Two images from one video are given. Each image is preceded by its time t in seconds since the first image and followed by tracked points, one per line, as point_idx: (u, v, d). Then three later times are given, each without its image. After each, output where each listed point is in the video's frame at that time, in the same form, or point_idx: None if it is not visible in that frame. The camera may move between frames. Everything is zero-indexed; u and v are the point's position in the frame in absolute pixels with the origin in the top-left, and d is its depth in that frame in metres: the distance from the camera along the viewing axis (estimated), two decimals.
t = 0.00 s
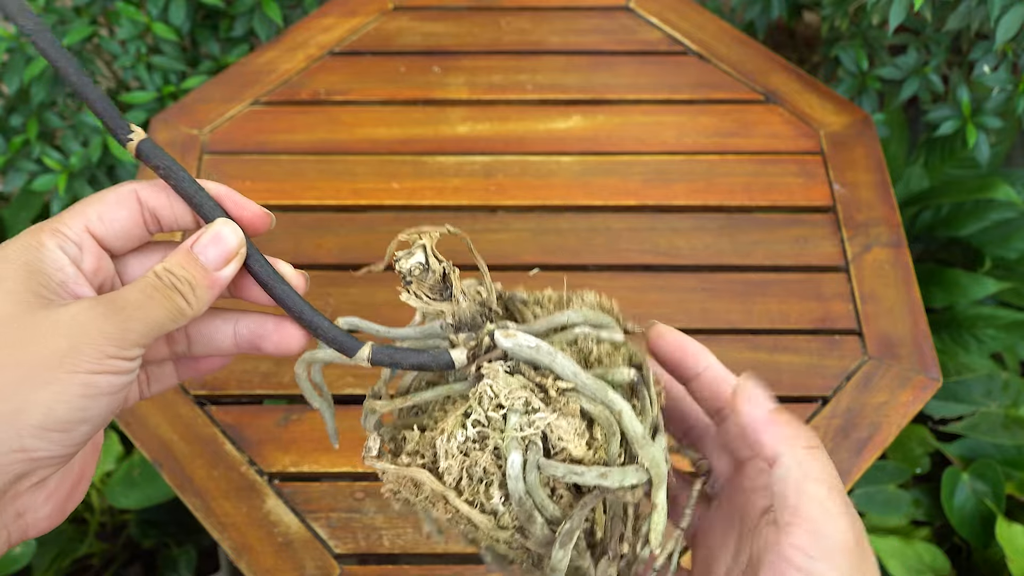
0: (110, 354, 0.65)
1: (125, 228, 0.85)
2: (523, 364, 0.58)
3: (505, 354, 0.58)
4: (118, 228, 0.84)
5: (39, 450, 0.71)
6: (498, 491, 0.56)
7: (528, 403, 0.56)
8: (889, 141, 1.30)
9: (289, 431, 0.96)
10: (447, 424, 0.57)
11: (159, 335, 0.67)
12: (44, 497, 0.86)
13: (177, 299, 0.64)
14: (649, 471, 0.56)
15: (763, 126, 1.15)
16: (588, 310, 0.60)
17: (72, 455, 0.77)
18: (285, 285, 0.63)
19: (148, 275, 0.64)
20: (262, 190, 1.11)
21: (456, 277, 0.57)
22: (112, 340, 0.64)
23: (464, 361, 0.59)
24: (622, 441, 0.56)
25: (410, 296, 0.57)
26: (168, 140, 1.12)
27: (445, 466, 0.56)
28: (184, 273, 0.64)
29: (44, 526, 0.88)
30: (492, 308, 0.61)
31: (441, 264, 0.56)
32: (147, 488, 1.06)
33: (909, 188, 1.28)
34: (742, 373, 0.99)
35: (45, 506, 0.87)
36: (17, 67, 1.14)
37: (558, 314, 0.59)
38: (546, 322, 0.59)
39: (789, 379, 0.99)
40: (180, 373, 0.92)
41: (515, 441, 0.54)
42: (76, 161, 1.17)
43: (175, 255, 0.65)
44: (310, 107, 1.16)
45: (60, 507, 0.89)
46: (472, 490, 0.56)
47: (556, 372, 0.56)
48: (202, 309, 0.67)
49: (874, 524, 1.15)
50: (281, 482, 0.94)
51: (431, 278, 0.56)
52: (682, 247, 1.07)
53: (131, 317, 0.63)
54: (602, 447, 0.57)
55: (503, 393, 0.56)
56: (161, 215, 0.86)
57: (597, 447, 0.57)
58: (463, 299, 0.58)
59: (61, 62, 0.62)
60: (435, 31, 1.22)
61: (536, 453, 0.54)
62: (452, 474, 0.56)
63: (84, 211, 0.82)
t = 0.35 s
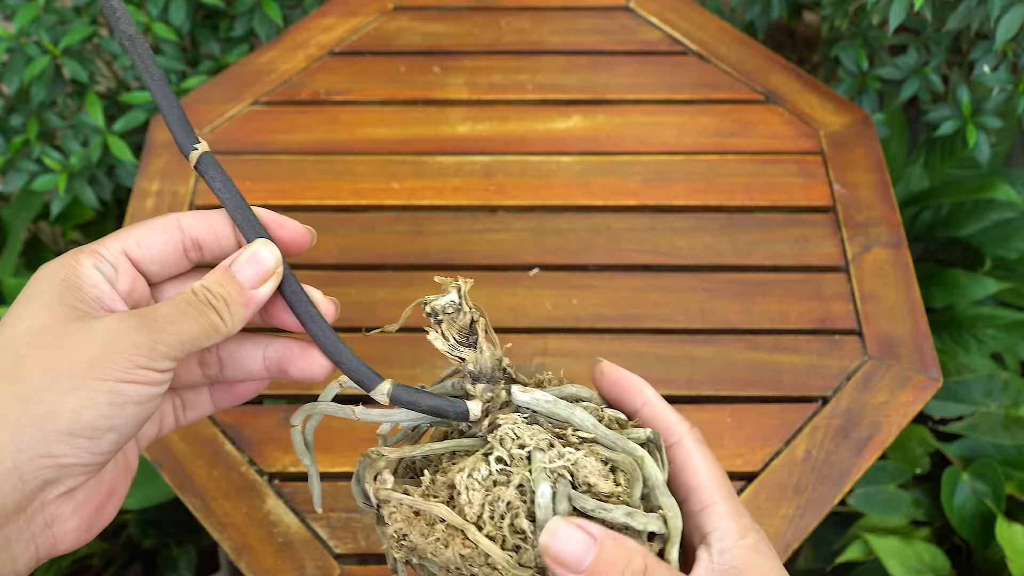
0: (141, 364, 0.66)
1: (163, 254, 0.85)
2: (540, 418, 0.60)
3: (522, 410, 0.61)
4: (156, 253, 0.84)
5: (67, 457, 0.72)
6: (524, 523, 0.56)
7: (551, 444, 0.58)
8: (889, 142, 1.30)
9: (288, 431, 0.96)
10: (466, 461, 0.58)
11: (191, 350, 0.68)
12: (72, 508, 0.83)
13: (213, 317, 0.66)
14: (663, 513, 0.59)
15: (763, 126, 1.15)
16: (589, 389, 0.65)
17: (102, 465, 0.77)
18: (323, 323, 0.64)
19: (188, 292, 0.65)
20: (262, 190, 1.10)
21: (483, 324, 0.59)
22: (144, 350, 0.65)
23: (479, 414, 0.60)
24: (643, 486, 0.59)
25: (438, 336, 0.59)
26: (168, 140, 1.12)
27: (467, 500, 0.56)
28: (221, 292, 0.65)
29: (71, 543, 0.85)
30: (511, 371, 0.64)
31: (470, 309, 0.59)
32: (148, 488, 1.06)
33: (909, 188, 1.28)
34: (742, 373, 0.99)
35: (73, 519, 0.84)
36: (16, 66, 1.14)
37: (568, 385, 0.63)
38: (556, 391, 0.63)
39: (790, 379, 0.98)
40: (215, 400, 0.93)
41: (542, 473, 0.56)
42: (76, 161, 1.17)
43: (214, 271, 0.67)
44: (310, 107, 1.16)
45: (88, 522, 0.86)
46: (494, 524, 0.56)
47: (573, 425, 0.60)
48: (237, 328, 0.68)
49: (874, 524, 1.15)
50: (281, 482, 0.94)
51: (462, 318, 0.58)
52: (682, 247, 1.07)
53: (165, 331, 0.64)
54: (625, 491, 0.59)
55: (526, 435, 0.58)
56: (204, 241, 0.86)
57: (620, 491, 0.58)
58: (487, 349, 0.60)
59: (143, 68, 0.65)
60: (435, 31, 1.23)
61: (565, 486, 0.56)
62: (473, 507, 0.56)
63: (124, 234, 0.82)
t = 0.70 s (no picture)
0: (122, 350, 0.67)
1: (172, 259, 0.89)
2: (622, 462, 0.64)
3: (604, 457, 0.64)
4: (165, 258, 0.89)
5: (49, 445, 0.72)
6: (646, 562, 0.59)
7: (646, 486, 0.62)
8: (889, 142, 1.30)
9: (289, 431, 0.96)
10: (570, 509, 0.61)
11: (182, 344, 0.68)
12: (71, 507, 0.80)
13: (210, 311, 0.68)
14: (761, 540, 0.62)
15: (762, 126, 1.15)
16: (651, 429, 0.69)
17: (89, 458, 0.77)
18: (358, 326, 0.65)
19: (189, 290, 0.69)
20: (262, 190, 1.10)
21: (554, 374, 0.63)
22: (126, 337, 0.67)
23: (561, 463, 0.63)
24: (738, 514, 0.63)
25: (518, 392, 0.62)
26: (169, 140, 1.12)
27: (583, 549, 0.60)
28: (222, 288, 0.69)
29: (74, 550, 0.83)
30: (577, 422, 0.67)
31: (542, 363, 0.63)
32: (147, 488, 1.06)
33: (909, 188, 1.28)
34: (742, 373, 0.99)
35: (73, 523, 0.80)
36: (16, 66, 1.14)
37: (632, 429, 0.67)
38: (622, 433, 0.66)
39: (789, 379, 0.98)
40: (250, 404, 0.91)
41: (650, 514, 0.60)
42: (76, 161, 1.18)
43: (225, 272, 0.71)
44: (310, 107, 1.16)
45: (93, 529, 0.83)
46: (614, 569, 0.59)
47: (658, 464, 0.63)
48: (234, 328, 0.70)
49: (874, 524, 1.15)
50: (282, 482, 0.94)
51: (538, 369, 0.62)
52: (682, 247, 1.07)
53: (154, 320, 0.66)
54: (720, 521, 0.62)
55: (624, 479, 0.62)
56: (212, 245, 0.90)
57: (715, 522, 0.62)
58: (561, 400, 0.64)
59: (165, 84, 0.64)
60: (435, 31, 1.23)
61: (677, 524, 0.60)
62: (590, 555, 0.59)
63: (134, 244, 0.88)
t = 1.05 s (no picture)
0: (73, 314, 0.71)
1: (169, 252, 0.89)
2: (745, 537, 0.61)
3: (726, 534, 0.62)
4: (162, 253, 0.89)
5: (9, 419, 0.71)
6: None
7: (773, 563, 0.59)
8: (889, 142, 1.31)
9: (289, 431, 0.97)
10: None
11: (137, 309, 0.72)
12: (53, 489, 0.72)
13: (174, 290, 0.75)
14: None
15: (762, 126, 1.15)
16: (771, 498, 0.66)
17: (55, 431, 0.74)
18: (426, 382, 0.73)
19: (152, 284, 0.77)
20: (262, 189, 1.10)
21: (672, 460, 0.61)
22: (78, 302, 0.71)
23: (686, 544, 0.61)
24: None
25: (637, 481, 0.60)
26: (169, 140, 1.12)
27: None
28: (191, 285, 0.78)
29: (58, 538, 0.73)
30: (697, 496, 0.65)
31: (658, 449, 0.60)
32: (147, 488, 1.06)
33: (909, 188, 1.29)
34: (742, 373, 0.99)
35: (50, 500, 0.72)
36: (17, 67, 1.14)
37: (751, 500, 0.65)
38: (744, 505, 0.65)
39: (789, 379, 0.98)
40: (274, 409, 0.86)
41: None
42: (76, 162, 1.18)
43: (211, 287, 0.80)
44: (310, 107, 1.16)
45: (76, 510, 0.73)
46: None
47: (780, 537, 0.61)
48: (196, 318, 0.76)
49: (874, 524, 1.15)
50: (281, 482, 0.94)
51: (655, 460, 0.60)
52: (682, 247, 1.07)
53: (115, 291, 0.73)
54: None
55: (749, 557, 0.59)
56: (208, 233, 0.91)
57: None
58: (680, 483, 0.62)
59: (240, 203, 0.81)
60: (435, 30, 1.23)
61: None
62: None
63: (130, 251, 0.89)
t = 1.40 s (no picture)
0: (19, 296, 0.70)
1: (139, 251, 0.89)
2: (800, 555, 0.61)
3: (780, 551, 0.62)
4: (132, 251, 0.89)
5: None
6: None
7: None
8: (889, 142, 1.31)
9: (289, 431, 0.97)
10: None
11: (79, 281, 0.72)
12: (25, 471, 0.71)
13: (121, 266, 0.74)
14: None
15: (763, 126, 1.15)
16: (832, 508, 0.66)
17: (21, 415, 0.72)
18: (475, 422, 0.73)
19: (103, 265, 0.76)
20: (262, 189, 1.10)
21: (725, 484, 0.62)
22: (23, 285, 0.71)
23: (743, 561, 0.63)
24: None
25: (688, 504, 0.61)
26: (168, 140, 1.12)
27: None
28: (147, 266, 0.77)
29: (37, 522, 0.72)
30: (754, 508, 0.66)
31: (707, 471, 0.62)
32: (147, 488, 1.06)
33: (909, 188, 1.28)
34: (742, 372, 0.99)
35: (24, 483, 0.71)
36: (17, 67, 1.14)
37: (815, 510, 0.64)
38: (806, 516, 0.64)
39: (789, 379, 0.98)
40: (260, 399, 0.84)
41: None
42: (76, 161, 1.18)
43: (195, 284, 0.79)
44: (310, 107, 1.16)
45: (51, 493, 0.72)
46: None
47: (836, 555, 0.61)
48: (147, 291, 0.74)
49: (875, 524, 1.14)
50: (281, 482, 0.94)
51: (705, 483, 0.62)
52: (682, 247, 1.07)
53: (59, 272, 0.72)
54: None
55: None
56: (171, 224, 0.91)
57: None
58: (734, 503, 0.62)
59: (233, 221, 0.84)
60: (435, 30, 1.23)
61: None
62: None
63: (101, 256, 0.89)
